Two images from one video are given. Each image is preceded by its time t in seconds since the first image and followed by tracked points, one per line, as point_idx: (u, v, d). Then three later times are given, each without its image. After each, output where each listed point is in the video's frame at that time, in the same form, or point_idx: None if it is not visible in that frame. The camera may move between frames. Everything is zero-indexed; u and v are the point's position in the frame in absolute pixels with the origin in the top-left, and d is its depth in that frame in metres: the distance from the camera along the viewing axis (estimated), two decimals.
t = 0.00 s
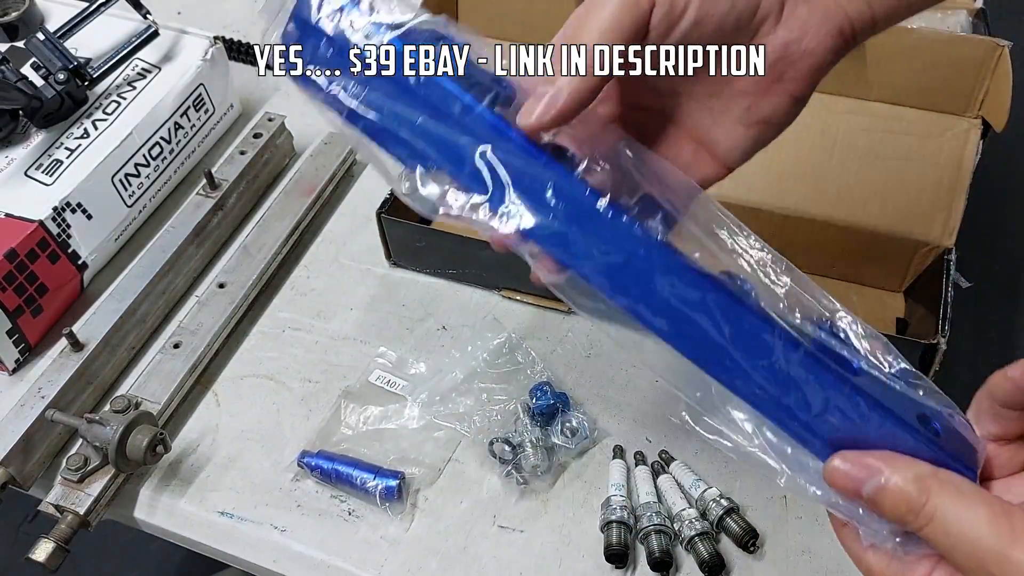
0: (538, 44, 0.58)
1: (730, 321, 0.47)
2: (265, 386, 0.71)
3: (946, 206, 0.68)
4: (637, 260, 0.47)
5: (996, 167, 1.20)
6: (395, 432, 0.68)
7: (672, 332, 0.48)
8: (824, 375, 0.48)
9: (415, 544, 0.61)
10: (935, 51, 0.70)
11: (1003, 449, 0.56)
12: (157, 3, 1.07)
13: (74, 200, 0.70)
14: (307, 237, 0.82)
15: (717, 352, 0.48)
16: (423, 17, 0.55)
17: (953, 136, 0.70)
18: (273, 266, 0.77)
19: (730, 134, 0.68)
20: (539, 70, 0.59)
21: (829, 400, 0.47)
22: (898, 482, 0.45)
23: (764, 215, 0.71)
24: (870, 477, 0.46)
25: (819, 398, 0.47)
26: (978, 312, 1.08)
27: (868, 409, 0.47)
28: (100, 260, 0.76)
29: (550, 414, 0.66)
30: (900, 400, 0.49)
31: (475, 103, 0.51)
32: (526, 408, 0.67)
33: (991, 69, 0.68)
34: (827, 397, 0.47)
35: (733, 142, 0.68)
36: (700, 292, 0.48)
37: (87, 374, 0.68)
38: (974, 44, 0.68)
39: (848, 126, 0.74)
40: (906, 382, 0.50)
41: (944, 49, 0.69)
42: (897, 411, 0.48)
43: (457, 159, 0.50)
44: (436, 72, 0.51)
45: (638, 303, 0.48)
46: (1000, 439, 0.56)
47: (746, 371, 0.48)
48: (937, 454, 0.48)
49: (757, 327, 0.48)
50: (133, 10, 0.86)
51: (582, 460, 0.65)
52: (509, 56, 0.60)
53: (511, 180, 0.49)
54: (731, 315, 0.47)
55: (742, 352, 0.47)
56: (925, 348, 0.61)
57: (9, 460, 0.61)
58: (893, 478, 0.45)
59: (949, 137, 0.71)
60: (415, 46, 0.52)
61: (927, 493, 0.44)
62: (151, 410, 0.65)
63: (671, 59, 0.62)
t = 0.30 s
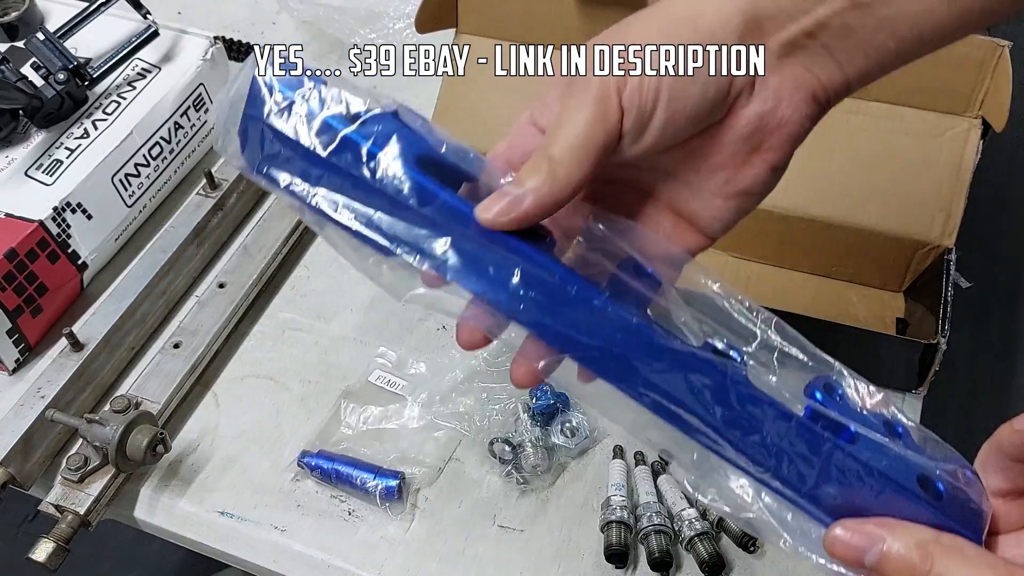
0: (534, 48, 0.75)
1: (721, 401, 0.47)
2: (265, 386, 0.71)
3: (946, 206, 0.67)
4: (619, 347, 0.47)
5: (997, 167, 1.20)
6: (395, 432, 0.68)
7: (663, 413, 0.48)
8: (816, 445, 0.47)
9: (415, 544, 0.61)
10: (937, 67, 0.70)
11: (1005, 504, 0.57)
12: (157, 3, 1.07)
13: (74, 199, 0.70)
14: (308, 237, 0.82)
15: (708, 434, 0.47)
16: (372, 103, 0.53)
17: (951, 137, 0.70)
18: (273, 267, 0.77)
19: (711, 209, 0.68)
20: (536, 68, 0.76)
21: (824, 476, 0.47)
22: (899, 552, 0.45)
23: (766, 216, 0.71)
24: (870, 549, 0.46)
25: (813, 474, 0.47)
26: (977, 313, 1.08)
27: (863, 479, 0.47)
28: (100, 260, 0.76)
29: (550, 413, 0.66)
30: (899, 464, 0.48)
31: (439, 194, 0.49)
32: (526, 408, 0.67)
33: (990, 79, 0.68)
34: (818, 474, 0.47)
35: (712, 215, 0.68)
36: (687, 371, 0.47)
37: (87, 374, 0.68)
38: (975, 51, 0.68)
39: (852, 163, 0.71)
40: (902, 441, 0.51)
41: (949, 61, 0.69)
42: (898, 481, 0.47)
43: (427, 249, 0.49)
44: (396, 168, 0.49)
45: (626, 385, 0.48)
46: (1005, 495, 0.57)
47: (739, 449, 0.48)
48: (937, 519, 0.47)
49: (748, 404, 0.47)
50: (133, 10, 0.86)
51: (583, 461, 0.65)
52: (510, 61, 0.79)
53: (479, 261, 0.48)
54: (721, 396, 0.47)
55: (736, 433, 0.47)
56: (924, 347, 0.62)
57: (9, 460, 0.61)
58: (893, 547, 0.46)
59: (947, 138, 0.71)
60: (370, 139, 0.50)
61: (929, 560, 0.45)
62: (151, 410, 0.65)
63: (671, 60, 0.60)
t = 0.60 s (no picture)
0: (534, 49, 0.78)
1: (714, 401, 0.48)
2: (265, 385, 0.71)
3: (945, 207, 0.67)
4: (611, 351, 0.49)
5: (997, 166, 1.20)
6: (395, 432, 0.68)
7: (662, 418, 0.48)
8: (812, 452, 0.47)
9: (414, 544, 0.61)
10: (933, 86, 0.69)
11: None
12: (156, 3, 1.07)
13: (74, 200, 0.70)
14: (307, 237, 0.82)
15: (705, 437, 0.47)
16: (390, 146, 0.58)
17: (951, 137, 0.70)
18: (273, 267, 0.77)
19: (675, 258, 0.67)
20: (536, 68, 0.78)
21: (821, 476, 0.47)
22: None
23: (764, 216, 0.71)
24: None
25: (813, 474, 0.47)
26: (977, 312, 1.08)
27: (859, 479, 0.47)
28: (100, 260, 0.76)
29: (550, 413, 0.66)
30: (880, 465, 0.50)
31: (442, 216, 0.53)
32: (526, 408, 0.67)
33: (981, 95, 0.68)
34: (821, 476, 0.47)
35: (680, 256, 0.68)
36: (681, 369, 0.49)
37: (87, 374, 0.68)
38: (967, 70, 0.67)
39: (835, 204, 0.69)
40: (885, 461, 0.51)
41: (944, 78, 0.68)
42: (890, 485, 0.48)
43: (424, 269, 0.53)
44: (399, 194, 0.54)
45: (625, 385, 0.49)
46: None
47: (735, 449, 0.47)
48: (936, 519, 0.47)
49: (727, 402, 0.48)
50: (133, 10, 0.86)
51: (582, 460, 0.65)
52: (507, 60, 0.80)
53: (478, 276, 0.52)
54: (712, 392, 0.48)
55: (723, 439, 0.47)
56: (924, 347, 0.61)
57: (9, 460, 0.61)
58: None
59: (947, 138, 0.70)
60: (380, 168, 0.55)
61: None
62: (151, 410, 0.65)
63: (671, 60, 0.55)
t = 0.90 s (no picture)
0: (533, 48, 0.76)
1: (651, 353, 0.48)
2: (265, 385, 0.71)
3: (945, 207, 0.67)
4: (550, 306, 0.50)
5: (997, 166, 1.20)
6: (395, 431, 0.68)
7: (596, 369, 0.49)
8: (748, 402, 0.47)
9: (414, 544, 0.61)
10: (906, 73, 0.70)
11: None
12: (156, 3, 1.07)
13: (74, 200, 0.70)
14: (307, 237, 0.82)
15: (639, 386, 0.48)
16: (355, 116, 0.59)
17: (951, 138, 0.70)
18: (273, 266, 0.77)
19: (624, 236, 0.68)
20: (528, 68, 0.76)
21: (754, 429, 0.47)
22: None
23: (763, 215, 0.71)
24: None
25: (747, 423, 0.47)
26: (976, 312, 1.08)
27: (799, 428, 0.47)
28: (100, 260, 0.76)
29: (550, 413, 0.66)
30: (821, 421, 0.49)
31: (394, 178, 0.55)
32: (526, 408, 0.67)
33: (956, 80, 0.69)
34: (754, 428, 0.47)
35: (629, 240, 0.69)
36: (618, 323, 0.49)
37: (87, 373, 0.68)
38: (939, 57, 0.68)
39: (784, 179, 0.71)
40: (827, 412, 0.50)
41: (918, 65, 0.69)
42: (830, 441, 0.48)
43: (375, 231, 0.55)
44: (348, 161, 0.56)
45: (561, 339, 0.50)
46: None
47: (666, 401, 0.48)
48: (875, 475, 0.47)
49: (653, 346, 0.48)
50: (133, 10, 0.86)
51: (582, 460, 0.65)
52: (507, 59, 0.79)
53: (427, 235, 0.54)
54: (648, 345, 0.49)
55: (652, 385, 0.48)
56: (924, 347, 0.61)
57: (9, 460, 0.61)
58: None
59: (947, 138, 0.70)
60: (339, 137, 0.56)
61: None
62: (151, 410, 0.65)
63: (671, 60, 0.55)
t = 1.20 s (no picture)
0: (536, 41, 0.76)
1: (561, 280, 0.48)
2: (265, 385, 0.71)
3: (945, 207, 0.67)
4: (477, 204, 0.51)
5: (998, 167, 1.20)
6: (395, 432, 0.68)
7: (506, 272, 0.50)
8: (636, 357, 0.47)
9: (414, 544, 0.61)
10: (896, 58, 0.72)
11: None
12: (156, 3, 1.07)
13: (74, 199, 0.70)
14: (307, 237, 0.82)
15: (539, 296, 0.49)
16: None
17: (953, 136, 0.71)
18: (273, 266, 0.77)
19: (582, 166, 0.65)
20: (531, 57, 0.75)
21: (631, 375, 0.46)
22: None
23: (762, 214, 0.71)
24: None
25: (618, 375, 0.46)
26: (976, 312, 1.08)
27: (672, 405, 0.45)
28: (100, 260, 0.76)
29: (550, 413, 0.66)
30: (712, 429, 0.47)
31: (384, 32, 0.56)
32: (526, 408, 0.67)
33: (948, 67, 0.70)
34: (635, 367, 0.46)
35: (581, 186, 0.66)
36: (536, 248, 0.49)
37: (87, 373, 0.68)
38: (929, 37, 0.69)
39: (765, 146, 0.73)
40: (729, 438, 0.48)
41: (913, 52, 0.71)
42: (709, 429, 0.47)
43: (356, 82, 0.56)
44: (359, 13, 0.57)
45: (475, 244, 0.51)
46: None
47: (559, 319, 0.48)
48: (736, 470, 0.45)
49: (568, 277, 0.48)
50: (134, 10, 0.86)
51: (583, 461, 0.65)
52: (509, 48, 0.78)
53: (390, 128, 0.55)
54: (564, 273, 0.48)
55: (549, 298, 0.48)
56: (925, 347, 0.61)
57: (9, 460, 0.61)
58: None
59: (948, 137, 0.71)
60: None
61: None
62: (151, 410, 0.65)
63: (671, 60, 0.58)
